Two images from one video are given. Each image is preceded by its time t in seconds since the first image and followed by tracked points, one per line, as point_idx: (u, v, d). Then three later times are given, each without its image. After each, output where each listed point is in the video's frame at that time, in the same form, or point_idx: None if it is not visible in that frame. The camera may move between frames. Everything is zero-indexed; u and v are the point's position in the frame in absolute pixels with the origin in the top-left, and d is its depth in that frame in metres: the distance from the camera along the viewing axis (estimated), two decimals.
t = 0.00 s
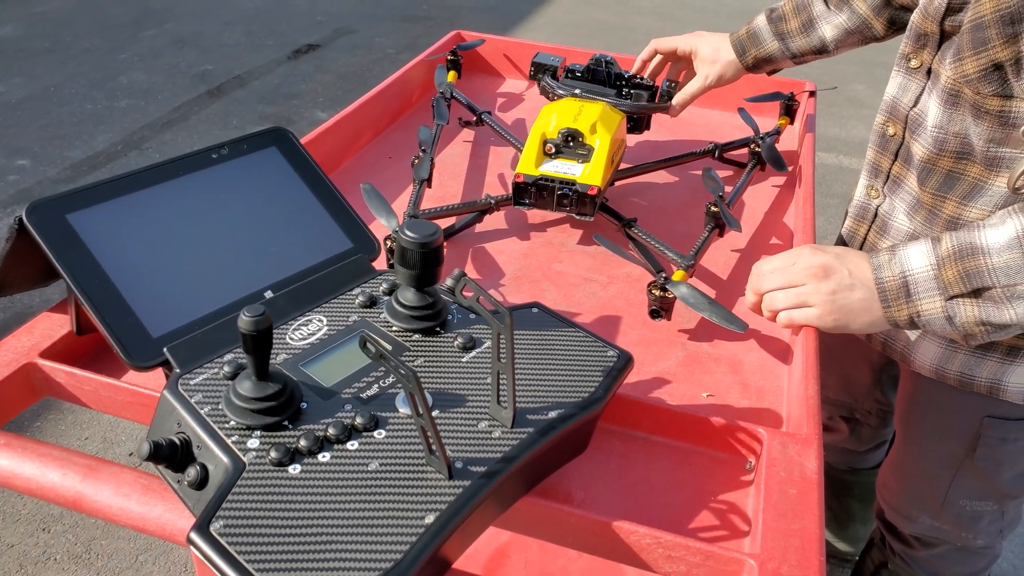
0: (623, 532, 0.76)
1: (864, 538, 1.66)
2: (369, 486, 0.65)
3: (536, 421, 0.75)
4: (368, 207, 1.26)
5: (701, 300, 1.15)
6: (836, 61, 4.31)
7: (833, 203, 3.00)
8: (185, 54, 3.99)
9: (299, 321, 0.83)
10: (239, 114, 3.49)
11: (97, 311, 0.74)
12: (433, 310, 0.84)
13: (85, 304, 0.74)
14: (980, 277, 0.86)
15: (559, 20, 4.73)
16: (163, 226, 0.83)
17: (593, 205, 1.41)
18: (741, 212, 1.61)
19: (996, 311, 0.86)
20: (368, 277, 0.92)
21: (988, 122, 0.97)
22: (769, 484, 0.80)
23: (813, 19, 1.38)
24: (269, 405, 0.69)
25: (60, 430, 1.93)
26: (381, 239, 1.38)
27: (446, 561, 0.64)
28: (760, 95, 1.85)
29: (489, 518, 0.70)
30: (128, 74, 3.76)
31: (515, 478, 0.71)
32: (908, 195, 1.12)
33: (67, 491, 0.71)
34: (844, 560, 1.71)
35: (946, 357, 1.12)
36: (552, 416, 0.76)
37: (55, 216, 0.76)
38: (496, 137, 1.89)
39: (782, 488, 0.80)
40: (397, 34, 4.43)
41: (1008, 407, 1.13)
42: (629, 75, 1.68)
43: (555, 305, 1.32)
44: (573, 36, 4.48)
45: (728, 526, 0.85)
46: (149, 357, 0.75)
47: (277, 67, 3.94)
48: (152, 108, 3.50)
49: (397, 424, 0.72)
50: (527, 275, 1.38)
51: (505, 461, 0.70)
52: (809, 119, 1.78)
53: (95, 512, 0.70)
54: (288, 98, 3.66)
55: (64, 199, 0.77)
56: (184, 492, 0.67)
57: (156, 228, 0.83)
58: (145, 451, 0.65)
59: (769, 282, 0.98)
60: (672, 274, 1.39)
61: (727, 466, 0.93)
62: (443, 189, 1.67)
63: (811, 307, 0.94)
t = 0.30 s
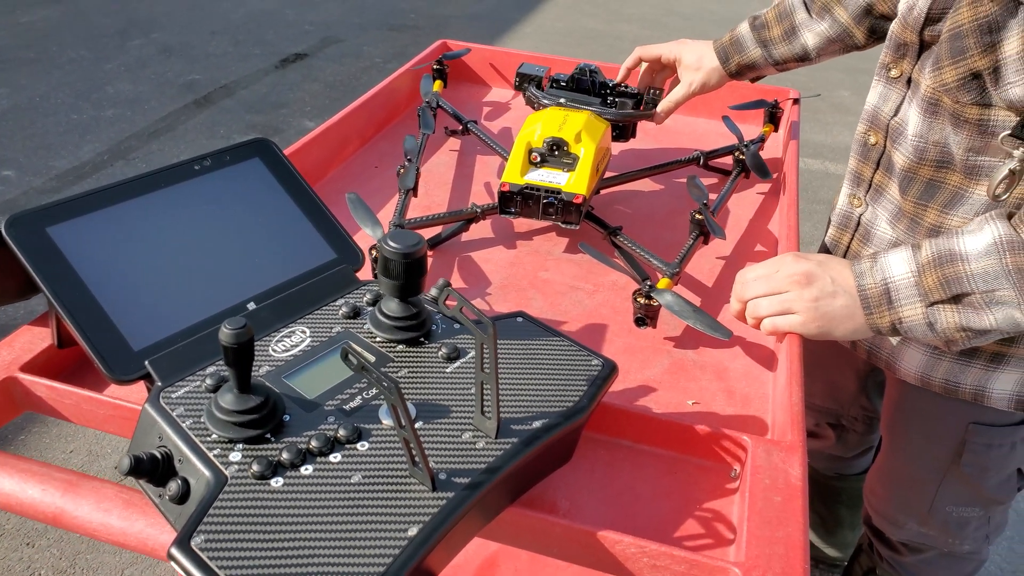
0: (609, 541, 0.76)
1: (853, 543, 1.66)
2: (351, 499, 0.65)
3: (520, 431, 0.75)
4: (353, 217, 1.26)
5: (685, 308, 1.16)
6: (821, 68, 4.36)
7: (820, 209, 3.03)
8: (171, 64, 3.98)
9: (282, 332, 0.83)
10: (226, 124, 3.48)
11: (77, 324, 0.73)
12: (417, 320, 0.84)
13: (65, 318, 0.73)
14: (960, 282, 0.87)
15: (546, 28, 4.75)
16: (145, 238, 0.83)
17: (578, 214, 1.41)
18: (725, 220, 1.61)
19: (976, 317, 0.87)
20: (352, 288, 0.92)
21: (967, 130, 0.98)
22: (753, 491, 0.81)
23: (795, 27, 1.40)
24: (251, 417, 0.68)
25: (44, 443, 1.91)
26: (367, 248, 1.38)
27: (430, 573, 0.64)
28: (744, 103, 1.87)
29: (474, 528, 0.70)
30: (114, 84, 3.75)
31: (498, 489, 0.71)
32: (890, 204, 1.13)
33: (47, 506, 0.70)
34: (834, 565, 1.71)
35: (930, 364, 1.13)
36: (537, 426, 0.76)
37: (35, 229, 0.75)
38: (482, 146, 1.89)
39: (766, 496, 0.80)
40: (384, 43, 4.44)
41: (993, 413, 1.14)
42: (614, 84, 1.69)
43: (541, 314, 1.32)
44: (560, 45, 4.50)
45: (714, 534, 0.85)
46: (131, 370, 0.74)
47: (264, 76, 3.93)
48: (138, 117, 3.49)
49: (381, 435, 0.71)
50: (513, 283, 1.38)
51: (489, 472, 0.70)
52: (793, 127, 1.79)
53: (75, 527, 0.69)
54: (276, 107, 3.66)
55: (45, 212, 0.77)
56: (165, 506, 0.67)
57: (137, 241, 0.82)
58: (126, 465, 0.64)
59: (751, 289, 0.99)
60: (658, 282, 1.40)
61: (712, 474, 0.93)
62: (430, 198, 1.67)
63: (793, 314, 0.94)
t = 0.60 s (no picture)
0: (601, 553, 0.76)
1: (844, 550, 1.65)
2: (343, 514, 0.64)
3: (511, 443, 0.75)
4: (343, 228, 1.26)
5: (675, 317, 1.16)
6: (806, 77, 4.40)
7: (807, 216, 3.05)
8: (158, 74, 3.96)
9: (272, 346, 0.83)
10: (214, 134, 3.47)
11: (66, 340, 0.72)
12: (407, 333, 0.84)
13: (54, 334, 0.73)
14: (939, 294, 0.88)
15: (534, 38, 4.78)
16: (134, 253, 0.83)
17: (568, 224, 1.42)
18: (713, 229, 1.63)
19: (955, 327, 0.88)
20: (342, 300, 0.92)
21: (950, 140, 0.99)
22: (744, 501, 0.81)
23: (778, 36, 1.41)
24: (241, 433, 0.68)
25: (31, 458, 1.89)
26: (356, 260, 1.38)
27: None
28: (731, 113, 1.88)
29: (466, 542, 0.69)
30: (101, 94, 3.73)
31: (491, 502, 0.71)
32: (872, 213, 1.14)
33: (35, 523, 0.69)
34: (824, 572, 1.70)
35: (914, 373, 1.14)
36: (528, 438, 0.76)
37: (23, 244, 0.75)
38: (471, 157, 1.89)
39: (757, 506, 0.80)
40: (372, 53, 4.45)
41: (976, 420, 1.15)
42: (601, 95, 1.70)
43: (532, 324, 1.32)
44: (548, 54, 4.53)
45: (705, 544, 0.86)
46: (120, 386, 0.73)
47: (252, 87, 3.93)
48: (125, 128, 3.47)
49: (372, 449, 0.71)
50: (503, 294, 1.39)
51: (480, 485, 0.70)
52: (779, 136, 1.81)
53: (64, 545, 0.69)
54: (264, 118, 3.65)
55: (33, 227, 0.76)
56: (155, 523, 0.66)
57: (126, 256, 0.82)
58: (115, 481, 0.64)
59: (741, 303, 1.00)
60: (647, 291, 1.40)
61: (703, 483, 0.93)
62: (419, 209, 1.67)
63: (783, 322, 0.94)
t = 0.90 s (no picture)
0: (606, 560, 0.75)
1: (842, 557, 1.65)
2: (349, 523, 0.64)
3: (516, 450, 0.74)
4: (341, 237, 1.25)
5: (675, 323, 1.16)
6: (797, 84, 4.43)
7: (800, 223, 3.07)
8: (150, 84, 3.96)
9: (274, 355, 0.82)
10: (207, 143, 3.46)
11: (67, 349, 0.72)
12: (410, 340, 0.84)
13: (54, 343, 0.72)
14: (939, 298, 0.88)
15: (526, 47, 4.80)
16: (135, 262, 0.82)
17: (566, 231, 1.42)
18: (711, 235, 1.63)
19: (956, 331, 0.87)
20: (344, 308, 0.91)
21: (948, 144, 1.00)
22: (748, 506, 0.81)
23: (774, 43, 1.42)
24: (245, 442, 0.67)
25: (24, 469, 1.88)
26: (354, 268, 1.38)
27: None
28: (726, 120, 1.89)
29: (471, 551, 0.69)
30: (93, 104, 3.72)
31: (497, 510, 0.70)
32: (870, 218, 1.14)
33: (36, 536, 0.68)
34: None
35: (911, 378, 1.14)
36: (533, 445, 0.75)
37: (23, 253, 0.74)
38: (467, 164, 1.89)
39: (762, 511, 0.80)
40: (365, 62, 4.45)
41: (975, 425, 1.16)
42: (598, 102, 1.70)
43: (531, 331, 1.32)
44: (540, 63, 4.54)
45: (710, 550, 0.85)
46: (122, 396, 0.73)
47: (245, 96, 3.92)
48: (117, 138, 3.46)
49: (377, 457, 0.71)
50: (502, 301, 1.38)
51: (486, 492, 0.69)
52: (774, 143, 1.81)
53: (65, 557, 0.68)
54: (257, 127, 3.65)
55: (32, 236, 0.76)
56: (159, 533, 0.65)
57: (126, 264, 0.81)
58: (118, 492, 0.63)
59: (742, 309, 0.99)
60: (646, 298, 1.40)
61: (706, 490, 0.93)
62: (417, 217, 1.67)
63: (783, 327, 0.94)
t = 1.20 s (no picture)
0: (602, 566, 0.75)
1: (837, 562, 1.67)
2: (343, 531, 0.64)
3: (511, 457, 0.74)
4: (335, 243, 1.25)
5: (669, 329, 1.16)
6: (789, 90, 4.45)
7: (793, 228, 3.08)
8: (143, 91, 3.95)
9: (268, 362, 0.82)
10: (200, 150, 3.46)
11: (59, 358, 0.72)
12: (404, 347, 0.84)
13: (46, 351, 0.72)
14: (932, 301, 0.88)
15: (519, 54, 4.81)
16: (128, 270, 0.82)
17: (560, 237, 1.42)
18: (704, 241, 1.63)
19: (949, 335, 0.88)
20: (338, 315, 0.91)
21: (941, 149, 1.01)
22: (743, 512, 0.81)
23: (765, 49, 1.42)
24: (238, 450, 0.67)
25: (15, 478, 1.86)
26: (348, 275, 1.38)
27: None
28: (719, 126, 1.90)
29: (466, 558, 0.69)
30: (85, 112, 3.71)
31: (491, 517, 0.70)
32: (864, 223, 1.15)
33: (28, 545, 0.68)
34: None
35: (907, 383, 1.14)
36: (528, 452, 0.75)
37: (15, 261, 0.74)
38: (461, 171, 1.90)
39: (757, 517, 0.80)
40: (358, 69, 4.46)
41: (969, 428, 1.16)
42: (591, 109, 1.71)
43: (526, 338, 1.32)
44: (533, 70, 4.56)
45: (705, 556, 0.85)
46: (115, 404, 0.72)
47: (238, 103, 3.92)
48: (110, 145, 3.45)
49: (371, 465, 0.71)
50: (497, 307, 1.38)
51: (481, 499, 0.69)
52: (767, 149, 1.82)
53: (58, 566, 0.67)
54: (250, 134, 3.65)
55: (25, 244, 0.75)
56: (152, 542, 0.65)
57: (120, 272, 0.81)
58: (110, 501, 0.63)
59: (737, 316, 1.00)
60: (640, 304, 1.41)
61: (701, 495, 0.93)
62: (411, 224, 1.67)
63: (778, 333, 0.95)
